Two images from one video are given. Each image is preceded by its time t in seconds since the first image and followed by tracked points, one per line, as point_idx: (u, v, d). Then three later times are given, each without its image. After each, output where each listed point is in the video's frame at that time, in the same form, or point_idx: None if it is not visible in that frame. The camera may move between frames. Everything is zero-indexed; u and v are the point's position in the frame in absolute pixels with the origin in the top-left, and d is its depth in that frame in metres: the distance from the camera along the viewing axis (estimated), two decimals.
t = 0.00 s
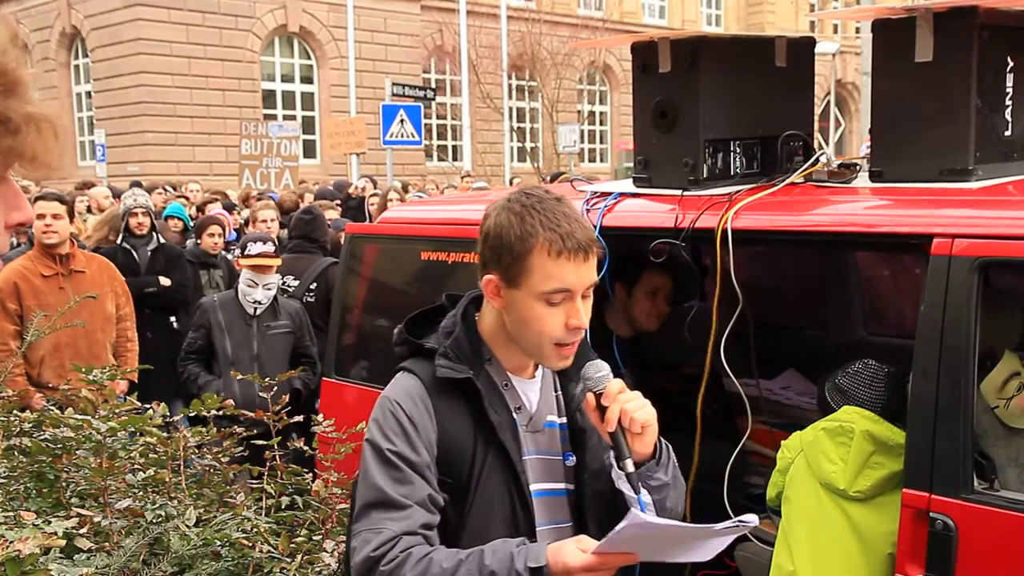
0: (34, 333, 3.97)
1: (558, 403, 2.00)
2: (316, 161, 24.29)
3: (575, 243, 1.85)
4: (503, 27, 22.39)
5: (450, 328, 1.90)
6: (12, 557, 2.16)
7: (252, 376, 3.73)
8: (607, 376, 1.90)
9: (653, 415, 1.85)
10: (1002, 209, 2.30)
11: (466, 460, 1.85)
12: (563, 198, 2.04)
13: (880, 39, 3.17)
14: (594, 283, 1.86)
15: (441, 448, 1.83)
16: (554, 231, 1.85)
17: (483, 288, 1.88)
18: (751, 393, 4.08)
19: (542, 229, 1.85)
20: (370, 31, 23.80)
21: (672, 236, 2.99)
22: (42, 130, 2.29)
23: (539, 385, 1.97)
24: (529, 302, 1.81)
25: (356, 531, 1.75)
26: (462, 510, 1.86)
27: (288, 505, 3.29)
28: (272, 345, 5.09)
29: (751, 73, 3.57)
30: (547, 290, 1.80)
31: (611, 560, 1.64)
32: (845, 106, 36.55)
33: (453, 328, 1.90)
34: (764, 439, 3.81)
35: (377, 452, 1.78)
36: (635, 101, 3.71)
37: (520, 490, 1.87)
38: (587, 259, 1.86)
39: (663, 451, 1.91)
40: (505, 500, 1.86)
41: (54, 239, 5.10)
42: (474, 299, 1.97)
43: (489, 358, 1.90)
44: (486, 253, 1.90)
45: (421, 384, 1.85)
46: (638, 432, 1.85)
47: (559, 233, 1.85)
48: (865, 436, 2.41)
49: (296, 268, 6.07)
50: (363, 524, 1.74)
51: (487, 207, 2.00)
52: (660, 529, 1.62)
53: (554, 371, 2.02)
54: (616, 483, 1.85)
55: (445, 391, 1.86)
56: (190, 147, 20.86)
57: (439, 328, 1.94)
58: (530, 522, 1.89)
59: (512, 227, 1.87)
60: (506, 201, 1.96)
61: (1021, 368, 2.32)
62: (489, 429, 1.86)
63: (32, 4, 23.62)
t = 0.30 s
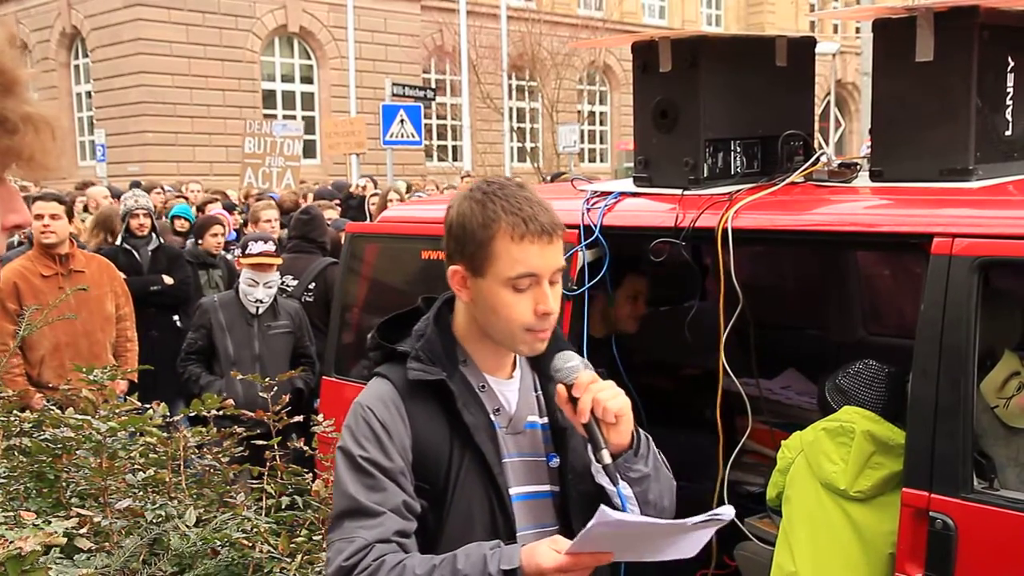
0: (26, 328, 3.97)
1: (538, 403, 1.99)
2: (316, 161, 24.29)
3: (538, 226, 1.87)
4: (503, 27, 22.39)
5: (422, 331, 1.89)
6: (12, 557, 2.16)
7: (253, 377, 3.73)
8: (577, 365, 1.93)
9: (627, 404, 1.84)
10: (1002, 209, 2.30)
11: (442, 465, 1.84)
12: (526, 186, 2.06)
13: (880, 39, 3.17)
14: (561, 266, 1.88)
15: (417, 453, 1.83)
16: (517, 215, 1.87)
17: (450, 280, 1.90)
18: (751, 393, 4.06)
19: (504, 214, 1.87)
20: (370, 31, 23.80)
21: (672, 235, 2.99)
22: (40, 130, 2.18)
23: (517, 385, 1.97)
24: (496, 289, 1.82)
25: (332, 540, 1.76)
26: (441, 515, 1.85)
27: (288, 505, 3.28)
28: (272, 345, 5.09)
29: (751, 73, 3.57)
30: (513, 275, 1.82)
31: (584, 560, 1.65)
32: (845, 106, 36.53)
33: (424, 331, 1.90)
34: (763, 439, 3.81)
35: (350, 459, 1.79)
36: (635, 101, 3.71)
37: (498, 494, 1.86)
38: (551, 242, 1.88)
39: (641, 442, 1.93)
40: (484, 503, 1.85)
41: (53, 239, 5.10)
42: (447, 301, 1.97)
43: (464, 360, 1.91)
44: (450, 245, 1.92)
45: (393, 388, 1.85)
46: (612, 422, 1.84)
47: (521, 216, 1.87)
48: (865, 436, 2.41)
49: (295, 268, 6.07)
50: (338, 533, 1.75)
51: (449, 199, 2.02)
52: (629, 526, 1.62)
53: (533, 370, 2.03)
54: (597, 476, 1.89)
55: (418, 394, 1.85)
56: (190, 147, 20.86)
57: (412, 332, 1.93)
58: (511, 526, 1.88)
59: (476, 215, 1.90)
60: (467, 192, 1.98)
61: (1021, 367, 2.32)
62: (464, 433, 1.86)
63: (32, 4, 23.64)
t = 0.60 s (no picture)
0: (31, 331, 3.97)
1: (520, 407, 1.99)
2: (316, 161, 24.29)
3: (511, 223, 1.87)
4: (503, 26, 22.39)
5: (398, 335, 1.91)
6: (12, 557, 2.18)
7: (253, 377, 3.72)
8: (553, 357, 1.96)
9: (607, 394, 1.85)
10: (1002, 209, 2.30)
11: (421, 469, 1.85)
12: (501, 183, 2.06)
13: (880, 39, 3.17)
14: (536, 263, 1.87)
15: (394, 459, 1.83)
16: (490, 212, 1.87)
17: (424, 281, 1.90)
18: (751, 393, 4.03)
19: (476, 211, 1.87)
20: (370, 31, 23.80)
21: (672, 236, 2.99)
22: (27, 125, 2.58)
23: (498, 387, 1.97)
24: (470, 288, 1.82)
25: (308, 549, 1.75)
26: (421, 520, 1.86)
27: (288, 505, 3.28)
28: (273, 345, 5.09)
29: (751, 73, 3.57)
30: (487, 274, 1.81)
31: (561, 557, 1.63)
32: (846, 106, 36.51)
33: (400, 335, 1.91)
34: (763, 439, 3.81)
35: (326, 466, 1.78)
36: (634, 101, 3.71)
37: (478, 497, 1.87)
38: (525, 238, 1.88)
39: (625, 434, 1.93)
40: (464, 506, 1.86)
41: (57, 242, 5.10)
42: (425, 304, 1.98)
43: (442, 364, 1.91)
44: (423, 245, 1.92)
45: (369, 393, 1.85)
46: (594, 413, 1.85)
47: (494, 214, 1.87)
48: (865, 436, 2.41)
49: (294, 268, 6.05)
50: (314, 541, 1.74)
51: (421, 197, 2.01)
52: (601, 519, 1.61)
53: (514, 372, 2.03)
54: (582, 472, 1.90)
55: (395, 397, 1.86)
56: (190, 147, 20.87)
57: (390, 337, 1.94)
58: (492, 530, 1.88)
59: (448, 213, 1.89)
60: (439, 190, 1.98)
61: (1021, 368, 2.32)
62: (442, 436, 1.87)
63: (32, 4, 23.65)
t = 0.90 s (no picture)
0: (32, 331, 3.97)
1: (516, 410, 2.00)
2: (316, 161, 24.29)
3: (510, 227, 1.87)
4: (503, 26, 22.38)
5: (392, 339, 1.92)
6: (12, 556, 2.19)
7: (253, 376, 3.72)
8: (555, 368, 1.91)
9: (609, 403, 1.83)
10: (1001, 209, 2.30)
11: (417, 477, 1.84)
12: (501, 185, 2.06)
13: (880, 39, 3.17)
14: (534, 268, 1.87)
15: (389, 467, 1.83)
16: (488, 216, 1.87)
17: (421, 283, 1.90)
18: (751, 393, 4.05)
19: (475, 215, 1.87)
20: (370, 31, 23.80)
21: (672, 235, 2.99)
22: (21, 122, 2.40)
23: (493, 392, 1.98)
24: (466, 292, 1.82)
25: (301, 559, 1.74)
26: (416, 528, 1.86)
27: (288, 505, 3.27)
28: (275, 346, 5.09)
29: (751, 73, 3.57)
30: (483, 279, 1.81)
31: None
32: (846, 106, 36.49)
33: (395, 339, 1.92)
34: (764, 439, 3.81)
35: (320, 474, 1.78)
36: (634, 101, 3.71)
37: (475, 505, 1.86)
38: (524, 243, 1.88)
39: (625, 443, 1.92)
40: (460, 515, 1.85)
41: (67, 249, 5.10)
42: (420, 307, 1.99)
43: (437, 368, 1.92)
44: (421, 247, 1.92)
45: (363, 400, 1.85)
46: (595, 422, 1.84)
47: (493, 218, 1.87)
48: (865, 436, 2.41)
49: (292, 268, 5.98)
50: (307, 551, 1.72)
51: (421, 199, 2.02)
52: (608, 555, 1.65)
53: (510, 376, 2.03)
54: (580, 480, 1.89)
55: (389, 405, 1.85)
56: (190, 147, 20.87)
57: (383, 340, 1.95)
58: (489, 540, 1.88)
59: (446, 216, 1.90)
60: (438, 193, 1.98)
61: (1021, 367, 2.32)
62: (438, 444, 1.86)
63: (32, 4, 23.65)
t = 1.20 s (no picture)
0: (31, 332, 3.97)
1: (527, 413, 1.97)
2: (316, 161, 24.30)
3: (541, 231, 1.83)
4: (503, 27, 22.38)
5: (412, 341, 1.86)
6: (12, 557, 2.18)
7: (253, 376, 3.72)
8: (577, 377, 1.92)
9: (631, 413, 1.84)
10: (1001, 209, 2.30)
11: (436, 481, 1.80)
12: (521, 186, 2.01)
13: (879, 40, 3.17)
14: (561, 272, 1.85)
15: (408, 471, 1.79)
16: (520, 219, 1.83)
17: (445, 285, 1.84)
18: (751, 393, 4.05)
19: (506, 218, 1.82)
20: (370, 31, 23.80)
21: (672, 235, 2.99)
22: (18, 119, 2.92)
23: (507, 396, 1.94)
24: (497, 295, 1.78)
25: (319, 565, 1.70)
26: (434, 532, 1.82)
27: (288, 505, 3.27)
28: (275, 346, 5.09)
29: (751, 73, 3.57)
30: (515, 282, 1.78)
31: None
32: (845, 106, 36.47)
33: (415, 341, 1.86)
34: (764, 440, 3.81)
35: (339, 479, 1.73)
36: (635, 101, 3.71)
37: (492, 508, 1.83)
38: (554, 247, 1.85)
39: (643, 451, 1.94)
40: (477, 520, 1.82)
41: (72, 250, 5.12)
42: (436, 307, 1.93)
43: (454, 371, 1.87)
44: (446, 247, 1.86)
45: (383, 403, 1.80)
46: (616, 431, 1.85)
47: (525, 221, 1.83)
48: (865, 436, 2.41)
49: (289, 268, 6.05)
50: (328, 558, 1.69)
51: (443, 198, 1.95)
52: None
53: (522, 379, 1.99)
54: (598, 486, 1.91)
55: (409, 408, 1.80)
56: (190, 147, 20.87)
57: (399, 340, 1.90)
58: (506, 547, 1.85)
59: (475, 217, 1.84)
60: (463, 191, 1.92)
61: (1021, 368, 2.32)
62: (457, 446, 1.81)
63: (32, 4, 23.68)
